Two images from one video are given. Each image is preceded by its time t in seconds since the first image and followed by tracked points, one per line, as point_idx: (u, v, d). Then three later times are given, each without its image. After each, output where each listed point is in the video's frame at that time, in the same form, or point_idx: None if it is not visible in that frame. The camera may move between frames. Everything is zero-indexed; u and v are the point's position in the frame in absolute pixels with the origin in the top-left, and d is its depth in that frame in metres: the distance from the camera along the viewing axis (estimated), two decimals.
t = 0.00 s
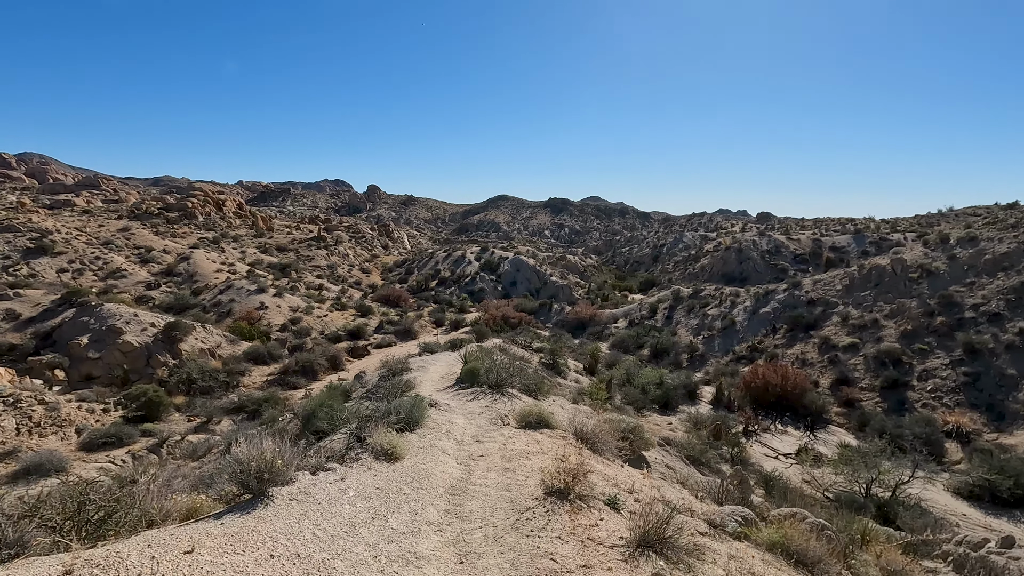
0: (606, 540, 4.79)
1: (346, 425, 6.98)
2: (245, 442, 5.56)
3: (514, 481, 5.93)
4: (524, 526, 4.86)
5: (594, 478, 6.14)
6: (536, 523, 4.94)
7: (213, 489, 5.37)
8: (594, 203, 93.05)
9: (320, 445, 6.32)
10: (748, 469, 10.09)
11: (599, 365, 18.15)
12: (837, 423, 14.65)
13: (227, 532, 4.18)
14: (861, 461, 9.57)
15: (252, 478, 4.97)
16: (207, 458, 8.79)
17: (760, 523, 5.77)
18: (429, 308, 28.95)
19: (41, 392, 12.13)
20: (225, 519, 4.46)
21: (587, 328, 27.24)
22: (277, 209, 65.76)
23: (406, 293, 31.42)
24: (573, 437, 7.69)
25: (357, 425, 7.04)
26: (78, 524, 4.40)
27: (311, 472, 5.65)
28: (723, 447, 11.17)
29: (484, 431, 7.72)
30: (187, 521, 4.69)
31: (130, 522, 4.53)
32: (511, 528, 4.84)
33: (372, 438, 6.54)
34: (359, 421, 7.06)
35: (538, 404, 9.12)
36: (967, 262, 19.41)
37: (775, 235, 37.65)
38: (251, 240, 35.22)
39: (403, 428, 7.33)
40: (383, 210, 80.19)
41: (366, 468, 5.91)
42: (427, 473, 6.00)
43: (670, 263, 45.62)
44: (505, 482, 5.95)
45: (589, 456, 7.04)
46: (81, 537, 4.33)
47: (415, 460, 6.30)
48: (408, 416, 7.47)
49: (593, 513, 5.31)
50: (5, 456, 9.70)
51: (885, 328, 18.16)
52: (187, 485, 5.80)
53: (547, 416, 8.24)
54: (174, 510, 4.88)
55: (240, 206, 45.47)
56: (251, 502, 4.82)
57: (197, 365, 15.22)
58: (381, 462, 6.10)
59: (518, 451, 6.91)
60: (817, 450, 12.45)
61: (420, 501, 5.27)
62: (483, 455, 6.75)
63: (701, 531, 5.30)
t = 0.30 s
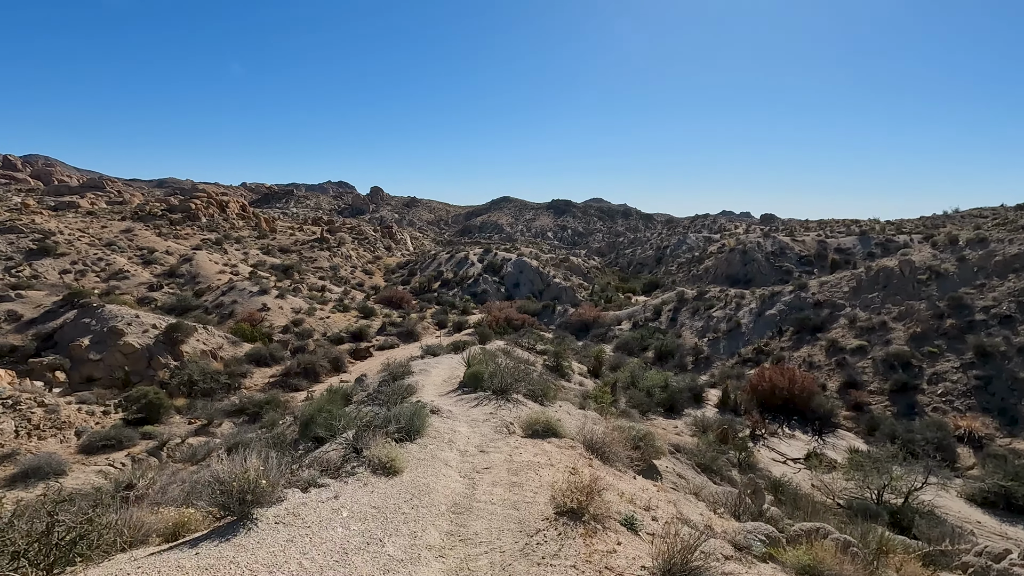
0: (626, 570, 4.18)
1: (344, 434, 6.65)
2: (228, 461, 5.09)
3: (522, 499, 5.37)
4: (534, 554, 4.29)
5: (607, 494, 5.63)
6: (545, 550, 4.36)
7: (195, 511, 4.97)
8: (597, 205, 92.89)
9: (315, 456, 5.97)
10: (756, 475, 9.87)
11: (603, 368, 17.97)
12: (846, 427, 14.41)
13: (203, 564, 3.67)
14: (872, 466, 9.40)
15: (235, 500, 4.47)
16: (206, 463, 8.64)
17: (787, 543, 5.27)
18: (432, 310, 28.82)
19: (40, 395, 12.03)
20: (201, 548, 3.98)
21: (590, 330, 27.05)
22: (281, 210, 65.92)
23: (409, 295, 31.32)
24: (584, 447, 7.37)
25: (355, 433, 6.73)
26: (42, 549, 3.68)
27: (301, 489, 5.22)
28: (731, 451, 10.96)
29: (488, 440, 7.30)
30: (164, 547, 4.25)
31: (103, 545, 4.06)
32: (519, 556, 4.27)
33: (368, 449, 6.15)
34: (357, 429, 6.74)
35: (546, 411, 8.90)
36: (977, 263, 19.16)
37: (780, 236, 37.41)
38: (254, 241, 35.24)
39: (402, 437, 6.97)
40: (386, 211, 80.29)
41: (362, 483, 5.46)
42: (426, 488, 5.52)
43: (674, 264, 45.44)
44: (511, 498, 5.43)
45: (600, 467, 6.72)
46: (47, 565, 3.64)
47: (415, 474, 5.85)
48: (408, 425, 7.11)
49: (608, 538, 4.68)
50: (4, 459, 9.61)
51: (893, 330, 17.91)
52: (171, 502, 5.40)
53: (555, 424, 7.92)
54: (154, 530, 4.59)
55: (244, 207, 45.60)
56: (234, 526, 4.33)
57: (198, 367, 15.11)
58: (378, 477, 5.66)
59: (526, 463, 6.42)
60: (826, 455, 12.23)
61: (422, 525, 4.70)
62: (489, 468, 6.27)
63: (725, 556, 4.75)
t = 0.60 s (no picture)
0: None
1: (339, 440, 6.39)
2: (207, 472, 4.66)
3: (529, 514, 5.08)
4: None
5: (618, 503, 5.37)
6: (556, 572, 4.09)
7: (174, 524, 4.61)
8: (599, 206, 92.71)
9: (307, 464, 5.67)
10: (763, 478, 9.69)
11: (606, 369, 17.81)
12: (853, 430, 14.21)
13: None
14: (881, 470, 9.27)
15: (209, 520, 4.04)
16: (204, 464, 8.53)
17: (811, 560, 5.06)
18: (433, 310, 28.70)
19: (38, 395, 11.93)
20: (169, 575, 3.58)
21: (592, 331, 26.89)
22: (282, 211, 65.90)
23: (410, 295, 31.20)
24: (592, 454, 7.18)
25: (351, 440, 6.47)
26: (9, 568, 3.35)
27: (290, 502, 4.85)
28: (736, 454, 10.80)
29: (490, 447, 7.09)
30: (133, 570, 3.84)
31: (71, 565, 3.64)
32: None
33: (364, 458, 5.88)
34: (353, 436, 6.48)
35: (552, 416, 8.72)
36: (984, 264, 18.95)
37: (783, 237, 37.23)
38: (255, 241, 35.17)
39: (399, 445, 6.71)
40: (387, 212, 80.24)
41: (356, 496, 5.12)
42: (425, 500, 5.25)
43: (676, 265, 45.29)
44: (514, 513, 5.14)
45: (608, 476, 6.52)
46: None
47: (413, 485, 5.55)
48: (406, 432, 6.86)
49: (624, 558, 4.39)
50: None
51: (899, 332, 17.72)
52: (150, 512, 5.03)
53: (560, 430, 7.74)
54: (131, 547, 4.26)
55: (245, 207, 45.57)
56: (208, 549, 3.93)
57: (198, 367, 14.99)
58: (373, 489, 5.33)
59: (530, 473, 6.16)
60: (833, 458, 12.04)
61: (420, 543, 4.40)
62: (492, 477, 6.04)
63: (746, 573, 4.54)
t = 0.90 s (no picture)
0: None
1: (331, 442, 6.22)
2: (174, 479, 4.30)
3: (532, 527, 4.89)
4: None
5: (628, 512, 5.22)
6: None
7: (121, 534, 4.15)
8: (602, 205, 92.38)
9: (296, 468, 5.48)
10: (770, 480, 9.51)
11: (609, 368, 17.64)
12: (860, 430, 14.03)
13: None
14: (891, 471, 9.08)
15: (173, 538, 3.75)
16: (204, 463, 8.45)
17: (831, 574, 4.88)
18: (435, 309, 28.57)
19: (37, 393, 11.86)
20: None
21: (595, 330, 26.70)
22: (285, 210, 65.85)
23: (412, 294, 31.06)
24: (599, 458, 7.02)
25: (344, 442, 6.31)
26: None
27: (272, 512, 4.62)
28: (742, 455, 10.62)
29: (491, 451, 6.94)
30: None
31: None
32: None
33: (355, 463, 5.70)
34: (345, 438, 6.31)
35: (558, 418, 8.57)
36: (993, 263, 18.67)
37: (787, 236, 36.92)
38: (257, 240, 35.10)
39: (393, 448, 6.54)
40: (390, 211, 80.16)
41: (345, 505, 4.93)
42: (423, 509, 5.06)
43: (680, 264, 45.03)
44: (517, 525, 4.96)
45: (616, 482, 6.35)
46: None
47: (407, 492, 5.38)
48: (400, 435, 6.69)
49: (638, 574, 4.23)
50: None
51: (907, 331, 17.49)
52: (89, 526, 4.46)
53: (565, 432, 7.59)
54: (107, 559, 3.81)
55: (248, 206, 45.54)
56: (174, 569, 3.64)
57: (199, 366, 14.91)
58: (363, 496, 5.14)
59: (532, 480, 5.99)
60: (841, 459, 11.84)
61: (412, 558, 4.20)
62: (492, 484, 5.90)
63: None
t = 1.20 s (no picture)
0: None
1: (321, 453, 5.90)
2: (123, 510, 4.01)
3: (536, 554, 4.46)
4: None
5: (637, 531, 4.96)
6: None
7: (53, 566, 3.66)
8: (605, 206, 92.19)
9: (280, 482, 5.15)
10: (777, 487, 9.28)
11: (613, 371, 17.44)
12: (869, 436, 13.76)
13: None
14: (902, 478, 8.88)
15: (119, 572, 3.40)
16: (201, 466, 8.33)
17: None
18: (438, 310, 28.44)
19: (36, 393, 11.77)
20: None
21: (599, 332, 26.52)
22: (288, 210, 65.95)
23: (415, 294, 30.94)
24: (606, 469, 6.73)
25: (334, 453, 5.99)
26: None
27: (246, 535, 4.28)
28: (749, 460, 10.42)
29: (491, 462, 6.63)
30: None
31: None
32: None
33: (344, 477, 5.34)
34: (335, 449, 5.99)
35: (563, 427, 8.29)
36: (1004, 265, 18.37)
37: (792, 238, 36.66)
38: (260, 240, 35.09)
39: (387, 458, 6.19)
40: (393, 212, 80.22)
41: (328, 527, 4.50)
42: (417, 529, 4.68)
43: (683, 266, 44.79)
44: (518, 550, 4.55)
45: (624, 496, 6.06)
46: None
47: (399, 510, 4.99)
48: (394, 444, 6.34)
49: None
50: None
51: (916, 334, 17.22)
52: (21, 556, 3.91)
53: (570, 442, 7.28)
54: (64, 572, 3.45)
55: (251, 206, 45.64)
56: None
57: (199, 366, 14.80)
58: (350, 516, 4.74)
59: (535, 497, 5.61)
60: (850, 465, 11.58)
61: None
62: (492, 500, 5.52)
63: None
